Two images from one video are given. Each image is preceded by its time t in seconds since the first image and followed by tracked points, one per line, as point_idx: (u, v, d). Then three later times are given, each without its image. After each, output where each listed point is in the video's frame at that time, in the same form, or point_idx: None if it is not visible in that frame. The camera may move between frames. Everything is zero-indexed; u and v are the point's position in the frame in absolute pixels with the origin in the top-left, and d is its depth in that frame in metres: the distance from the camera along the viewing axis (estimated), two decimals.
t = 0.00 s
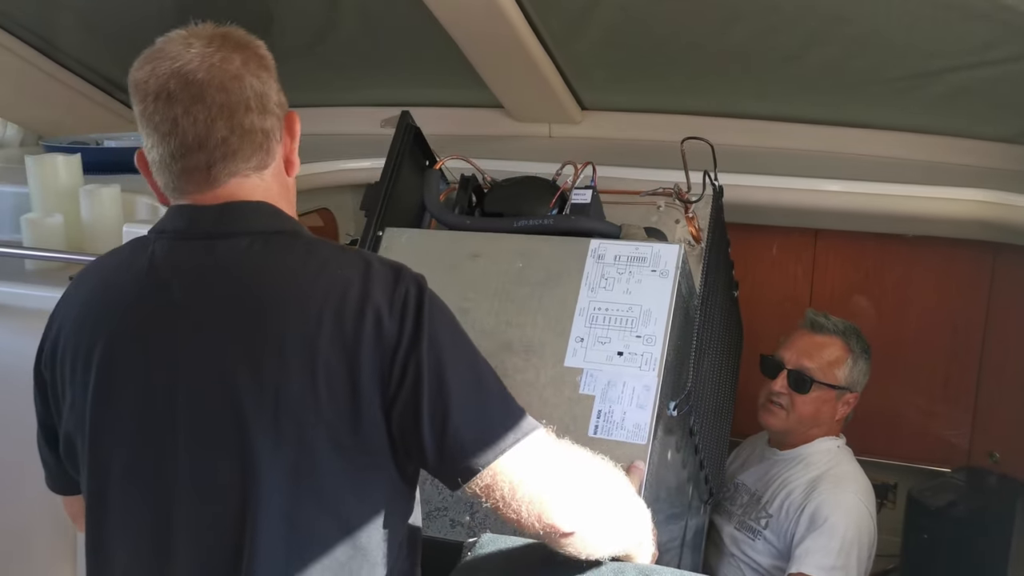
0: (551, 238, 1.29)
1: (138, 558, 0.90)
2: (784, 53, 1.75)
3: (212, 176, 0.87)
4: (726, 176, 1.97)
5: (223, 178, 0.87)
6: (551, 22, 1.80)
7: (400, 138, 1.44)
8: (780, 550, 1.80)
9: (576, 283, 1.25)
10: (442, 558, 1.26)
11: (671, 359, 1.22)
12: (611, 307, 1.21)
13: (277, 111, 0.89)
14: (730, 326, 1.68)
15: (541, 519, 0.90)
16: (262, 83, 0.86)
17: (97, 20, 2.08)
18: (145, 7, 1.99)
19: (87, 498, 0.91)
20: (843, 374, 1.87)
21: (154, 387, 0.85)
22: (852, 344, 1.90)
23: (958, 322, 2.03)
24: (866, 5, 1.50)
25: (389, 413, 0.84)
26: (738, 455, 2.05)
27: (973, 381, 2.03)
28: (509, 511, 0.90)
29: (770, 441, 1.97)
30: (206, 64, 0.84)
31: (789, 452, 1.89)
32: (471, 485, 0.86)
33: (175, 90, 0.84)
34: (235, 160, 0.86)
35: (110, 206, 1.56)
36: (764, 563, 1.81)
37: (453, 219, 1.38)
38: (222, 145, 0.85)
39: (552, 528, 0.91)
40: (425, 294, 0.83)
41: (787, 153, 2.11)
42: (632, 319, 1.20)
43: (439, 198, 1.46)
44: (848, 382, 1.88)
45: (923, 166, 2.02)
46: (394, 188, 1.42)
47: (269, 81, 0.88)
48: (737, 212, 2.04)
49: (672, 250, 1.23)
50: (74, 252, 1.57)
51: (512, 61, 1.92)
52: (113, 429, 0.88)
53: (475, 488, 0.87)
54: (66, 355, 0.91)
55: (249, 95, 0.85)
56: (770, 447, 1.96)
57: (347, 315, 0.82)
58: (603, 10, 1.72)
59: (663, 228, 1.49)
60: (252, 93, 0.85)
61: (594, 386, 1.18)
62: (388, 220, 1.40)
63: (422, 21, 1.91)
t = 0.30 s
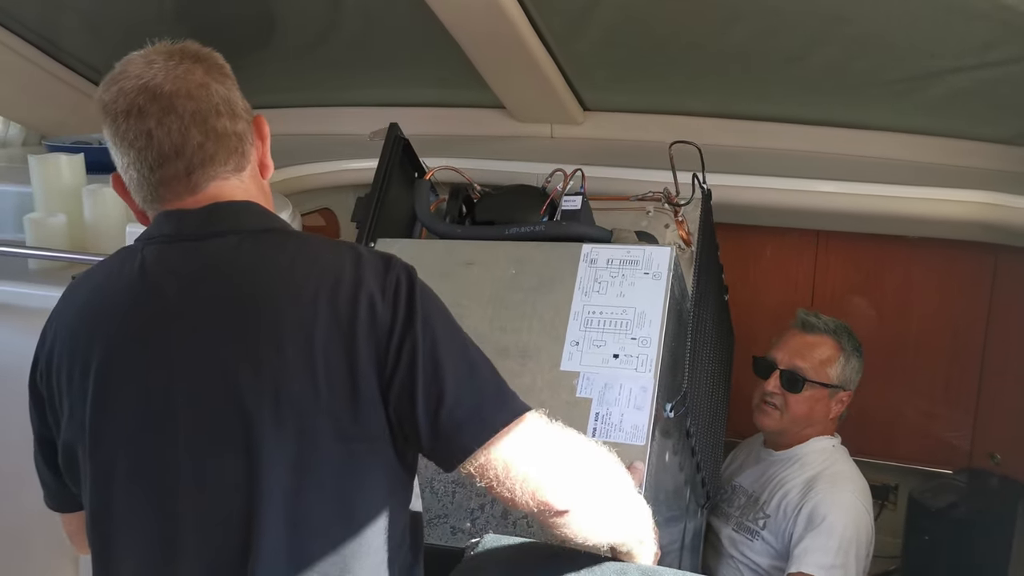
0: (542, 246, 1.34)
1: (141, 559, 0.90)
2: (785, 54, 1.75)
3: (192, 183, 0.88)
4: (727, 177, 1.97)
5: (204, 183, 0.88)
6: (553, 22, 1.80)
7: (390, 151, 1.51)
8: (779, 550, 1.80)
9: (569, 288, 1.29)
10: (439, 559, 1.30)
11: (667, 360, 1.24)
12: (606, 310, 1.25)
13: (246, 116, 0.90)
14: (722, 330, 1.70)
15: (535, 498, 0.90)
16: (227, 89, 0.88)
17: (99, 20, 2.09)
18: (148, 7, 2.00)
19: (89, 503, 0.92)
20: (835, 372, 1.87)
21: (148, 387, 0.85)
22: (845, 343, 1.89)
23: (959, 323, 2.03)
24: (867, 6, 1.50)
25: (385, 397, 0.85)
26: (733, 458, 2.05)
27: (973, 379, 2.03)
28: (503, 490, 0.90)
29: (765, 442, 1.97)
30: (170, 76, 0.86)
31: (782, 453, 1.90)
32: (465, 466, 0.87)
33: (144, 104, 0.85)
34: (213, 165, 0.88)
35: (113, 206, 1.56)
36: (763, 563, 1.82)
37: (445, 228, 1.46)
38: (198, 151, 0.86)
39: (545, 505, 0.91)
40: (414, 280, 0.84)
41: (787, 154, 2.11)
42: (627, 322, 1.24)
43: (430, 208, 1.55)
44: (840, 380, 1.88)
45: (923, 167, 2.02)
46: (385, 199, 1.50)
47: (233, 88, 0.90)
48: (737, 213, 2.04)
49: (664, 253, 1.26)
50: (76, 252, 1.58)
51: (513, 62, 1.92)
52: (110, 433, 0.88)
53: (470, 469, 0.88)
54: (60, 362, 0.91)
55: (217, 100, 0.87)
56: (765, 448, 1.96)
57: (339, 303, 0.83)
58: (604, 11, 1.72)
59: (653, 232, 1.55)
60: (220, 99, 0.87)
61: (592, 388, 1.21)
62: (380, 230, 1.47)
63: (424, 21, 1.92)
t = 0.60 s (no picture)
0: (538, 249, 1.34)
1: (137, 560, 0.90)
2: (786, 58, 1.76)
3: (190, 185, 0.87)
4: (727, 180, 1.97)
5: (201, 184, 0.88)
6: (554, 25, 1.80)
7: (386, 152, 1.52)
8: (771, 552, 1.79)
9: (566, 289, 1.29)
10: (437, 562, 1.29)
11: (663, 360, 1.25)
12: (602, 310, 1.25)
13: (243, 117, 0.90)
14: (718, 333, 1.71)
15: (535, 495, 0.91)
16: (225, 90, 0.88)
17: (101, 20, 2.09)
18: (150, 8, 2.00)
19: (86, 504, 0.91)
20: (822, 373, 1.87)
21: (145, 387, 0.85)
22: (834, 344, 1.89)
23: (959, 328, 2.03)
24: (868, 10, 1.50)
25: (382, 398, 0.84)
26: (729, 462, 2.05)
27: (972, 384, 2.03)
28: (504, 489, 0.91)
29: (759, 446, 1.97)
30: (168, 77, 0.86)
31: (776, 455, 1.90)
32: (464, 467, 0.86)
33: (141, 105, 0.85)
34: (211, 167, 0.87)
35: (113, 206, 1.56)
36: (756, 566, 1.81)
37: (439, 230, 1.46)
38: (196, 152, 0.86)
39: (547, 504, 0.92)
40: (412, 281, 0.84)
41: (788, 158, 2.11)
42: (623, 322, 1.24)
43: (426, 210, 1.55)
44: (829, 380, 1.88)
45: (924, 172, 2.02)
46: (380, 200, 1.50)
47: (231, 89, 0.90)
48: (737, 217, 2.04)
49: (660, 253, 1.27)
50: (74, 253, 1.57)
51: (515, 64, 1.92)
52: (106, 433, 0.88)
53: (468, 468, 0.87)
54: (56, 362, 0.91)
55: (215, 102, 0.86)
56: (759, 451, 1.95)
57: (337, 303, 0.83)
58: (605, 14, 1.72)
59: (649, 234, 1.54)
60: (217, 100, 0.87)
61: (589, 388, 1.20)
62: (376, 232, 1.47)
63: (425, 23, 1.92)
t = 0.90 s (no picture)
0: (545, 249, 1.33)
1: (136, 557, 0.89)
2: (788, 60, 1.76)
3: (194, 184, 0.87)
4: (728, 181, 1.97)
5: (205, 183, 0.88)
6: (555, 27, 1.80)
7: (391, 149, 1.51)
8: (768, 553, 1.79)
9: (571, 290, 1.29)
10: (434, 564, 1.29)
11: (669, 362, 1.25)
12: (608, 312, 1.25)
13: (250, 114, 0.89)
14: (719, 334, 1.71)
15: (537, 506, 0.90)
16: (232, 87, 0.88)
17: (101, 21, 2.09)
18: (151, 8, 2.00)
19: (86, 502, 0.91)
20: (814, 365, 1.91)
21: (147, 387, 0.85)
22: (835, 344, 1.92)
23: (961, 332, 2.03)
24: (870, 12, 1.50)
25: (383, 402, 0.84)
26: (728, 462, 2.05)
27: (974, 388, 2.03)
28: (506, 499, 0.89)
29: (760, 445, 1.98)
30: (175, 73, 0.86)
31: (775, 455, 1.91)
32: (466, 474, 0.85)
33: (147, 102, 0.85)
34: (216, 166, 0.87)
35: (113, 207, 1.56)
36: (753, 566, 1.81)
37: (443, 226, 1.46)
38: (200, 150, 0.86)
39: (549, 514, 0.91)
40: (416, 286, 0.84)
41: (789, 159, 2.11)
42: (629, 324, 1.24)
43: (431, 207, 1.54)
44: (820, 375, 1.91)
45: (926, 174, 2.02)
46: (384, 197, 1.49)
47: (238, 86, 0.89)
48: (737, 218, 2.04)
49: (667, 256, 1.27)
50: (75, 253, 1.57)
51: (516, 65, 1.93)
52: (107, 431, 0.88)
53: (471, 476, 0.86)
54: (56, 360, 0.90)
55: (221, 99, 0.86)
56: (760, 451, 1.96)
57: (341, 307, 0.82)
58: (607, 16, 1.72)
59: (654, 235, 1.54)
60: (224, 97, 0.86)
61: (593, 391, 1.21)
62: (381, 229, 1.47)
63: (427, 24, 1.92)
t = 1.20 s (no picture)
0: (540, 249, 1.34)
1: (139, 558, 0.89)
2: (788, 60, 1.76)
3: (187, 186, 0.87)
4: (729, 181, 1.97)
5: (198, 184, 0.88)
6: (556, 26, 1.80)
7: (387, 152, 1.51)
8: (771, 552, 1.79)
9: (569, 291, 1.29)
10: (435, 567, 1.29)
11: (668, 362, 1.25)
12: (606, 313, 1.25)
13: (239, 113, 0.89)
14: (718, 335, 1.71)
15: (538, 496, 0.90)
16: (219, 87, 0.87)
17: (100, 20, 2.09)
18: (150, 8, 1.99)
19: (87, 503, 0.91)
20: (820, 362, 1.91)
21: (145, 387, 0.85)
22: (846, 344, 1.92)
23: (962, 331, 2.02)
24: (870, 12, 1.50)
25: (383, 397, 0.84)
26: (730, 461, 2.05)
27: (974, 387, 2.03)
28: (505, 489, 0.89)
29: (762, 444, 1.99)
30: (161, 76, 0.85)
31: (774, 454, 1.92)
32: (467, 467, 0.86)
33: (136, 107, 0.85)
34: (208, 167, 0.87)
35: (112, 206, 1.55)
36: (755, 565, 1.81)
37: (440, 229, 1.45)
38: (191, 153, 0.86)
39: (549, 505, 0.91)
40: (414, 281, 0.84)
41: (789, 159, 2.11)
42: (627, 324, 1.24)
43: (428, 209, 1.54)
44: (823, 373, 1.91)
45: (927, 173, 2.02)
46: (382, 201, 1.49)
47: (225, 85, 0.88)
48: (738, 217, 2.04)
49: (664, 256, 1.27)
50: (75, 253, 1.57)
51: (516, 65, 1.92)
52: (106, 432, 0.88)
53: (471, 468, 0.86)
54: (54, 362, 0.90)
55: (209, 101, 0.86)
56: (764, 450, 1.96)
57: (340, 304, 0.82)
58: (607, 15, 1.72)
59: (652, 235, 1.52)
60: (212, 98, 0.86)
61: (593, 391, 1.21)
62: (377, 232, 1.47)
63: (427, 23, 1.91)
